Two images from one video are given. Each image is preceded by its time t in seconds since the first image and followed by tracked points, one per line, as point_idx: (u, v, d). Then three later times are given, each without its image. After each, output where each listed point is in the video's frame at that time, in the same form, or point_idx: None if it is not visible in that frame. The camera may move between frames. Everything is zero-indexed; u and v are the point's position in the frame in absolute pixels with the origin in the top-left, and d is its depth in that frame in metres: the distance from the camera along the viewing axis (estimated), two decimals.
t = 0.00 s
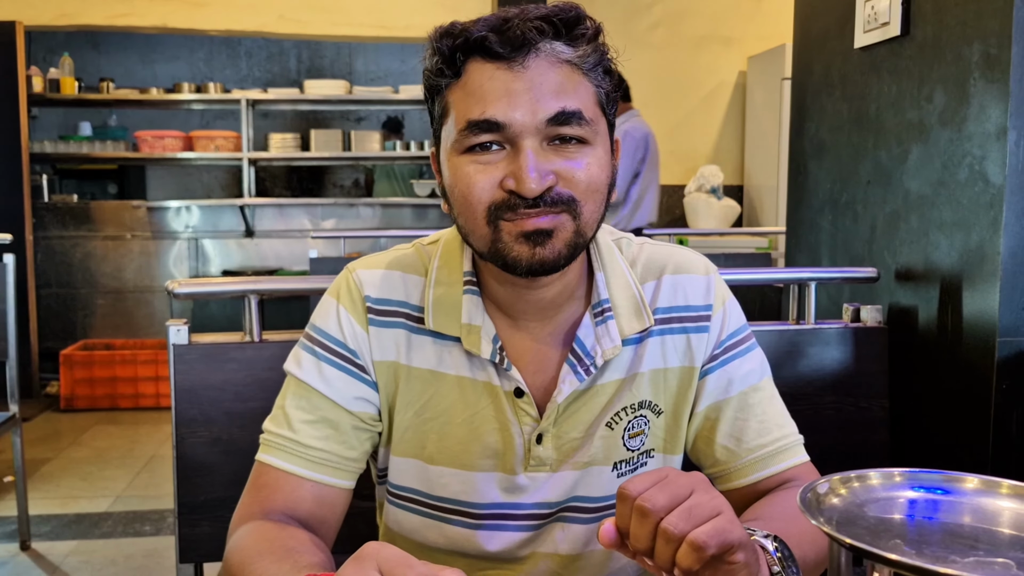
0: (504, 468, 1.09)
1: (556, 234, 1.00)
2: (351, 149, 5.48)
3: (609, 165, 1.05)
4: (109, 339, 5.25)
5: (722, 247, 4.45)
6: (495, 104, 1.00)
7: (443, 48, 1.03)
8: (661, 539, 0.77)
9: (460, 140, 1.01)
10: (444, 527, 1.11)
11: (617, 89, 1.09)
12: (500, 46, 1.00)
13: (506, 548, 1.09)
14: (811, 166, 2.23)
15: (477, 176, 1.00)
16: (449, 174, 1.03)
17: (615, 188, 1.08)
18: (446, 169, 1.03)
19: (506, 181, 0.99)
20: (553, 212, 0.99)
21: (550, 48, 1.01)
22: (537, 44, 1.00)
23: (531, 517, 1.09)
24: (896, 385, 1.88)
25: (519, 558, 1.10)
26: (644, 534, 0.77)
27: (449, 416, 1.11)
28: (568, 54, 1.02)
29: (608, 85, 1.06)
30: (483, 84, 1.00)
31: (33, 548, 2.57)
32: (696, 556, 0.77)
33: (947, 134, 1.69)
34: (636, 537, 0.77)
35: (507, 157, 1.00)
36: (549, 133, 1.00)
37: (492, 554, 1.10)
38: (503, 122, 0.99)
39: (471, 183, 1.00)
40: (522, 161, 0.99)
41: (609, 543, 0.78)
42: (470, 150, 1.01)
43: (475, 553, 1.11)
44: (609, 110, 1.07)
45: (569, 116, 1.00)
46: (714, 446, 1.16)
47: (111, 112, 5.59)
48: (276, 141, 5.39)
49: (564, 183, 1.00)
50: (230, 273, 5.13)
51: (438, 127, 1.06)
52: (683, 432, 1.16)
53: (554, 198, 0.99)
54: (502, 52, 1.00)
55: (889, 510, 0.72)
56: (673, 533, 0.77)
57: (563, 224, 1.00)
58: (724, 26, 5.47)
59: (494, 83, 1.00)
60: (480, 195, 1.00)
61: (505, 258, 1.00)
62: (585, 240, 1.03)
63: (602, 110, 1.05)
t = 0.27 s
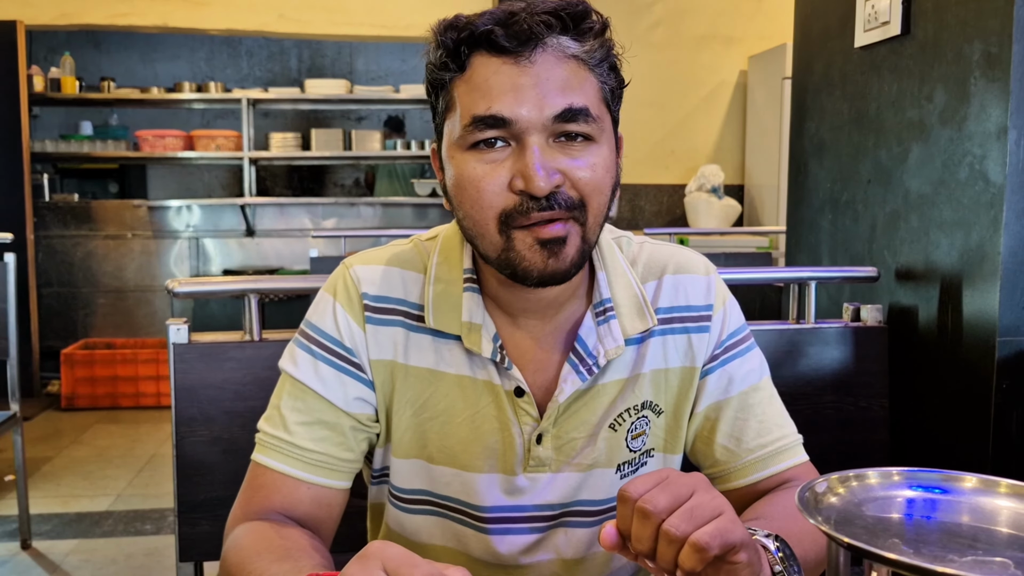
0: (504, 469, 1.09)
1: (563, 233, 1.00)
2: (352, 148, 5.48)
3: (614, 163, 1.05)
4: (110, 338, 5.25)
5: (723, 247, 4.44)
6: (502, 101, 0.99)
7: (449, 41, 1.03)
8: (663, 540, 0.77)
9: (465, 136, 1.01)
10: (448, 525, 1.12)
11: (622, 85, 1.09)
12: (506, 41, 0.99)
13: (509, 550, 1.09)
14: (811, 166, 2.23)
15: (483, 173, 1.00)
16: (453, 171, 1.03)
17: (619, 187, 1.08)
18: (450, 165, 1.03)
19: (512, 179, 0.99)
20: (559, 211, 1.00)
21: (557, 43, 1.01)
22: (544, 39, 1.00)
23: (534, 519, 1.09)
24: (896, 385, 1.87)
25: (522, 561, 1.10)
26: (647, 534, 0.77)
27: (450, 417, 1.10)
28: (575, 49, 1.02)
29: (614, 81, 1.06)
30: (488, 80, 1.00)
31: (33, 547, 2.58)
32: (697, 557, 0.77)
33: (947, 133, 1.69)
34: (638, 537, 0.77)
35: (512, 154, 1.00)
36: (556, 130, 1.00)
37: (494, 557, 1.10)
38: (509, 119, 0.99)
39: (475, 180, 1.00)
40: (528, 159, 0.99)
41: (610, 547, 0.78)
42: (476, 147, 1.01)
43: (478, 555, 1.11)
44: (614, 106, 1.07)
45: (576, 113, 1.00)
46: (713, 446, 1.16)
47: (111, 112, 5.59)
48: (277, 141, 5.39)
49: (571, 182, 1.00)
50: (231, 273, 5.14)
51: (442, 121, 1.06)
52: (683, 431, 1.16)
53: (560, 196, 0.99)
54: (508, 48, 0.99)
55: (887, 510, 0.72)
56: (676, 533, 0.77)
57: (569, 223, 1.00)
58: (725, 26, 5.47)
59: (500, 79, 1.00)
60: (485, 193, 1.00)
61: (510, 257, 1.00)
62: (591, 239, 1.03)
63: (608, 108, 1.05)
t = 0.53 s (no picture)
0: (508, 468, 1.09)
1: (575, 232, 1.00)
2: (352, 148, 5.48)
3: (612, 157, 1.05)
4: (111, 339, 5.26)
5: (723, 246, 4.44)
6: (497, 112, 0.99)
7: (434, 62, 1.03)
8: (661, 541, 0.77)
9: (467, 153, 1.01)
10: (452, 527, 1.12)
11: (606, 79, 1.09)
12: (492, 52, 0.99)
13: (513, 549, 1.10)
14: (812, 164, 2.23)
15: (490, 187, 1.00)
16: (459, 189, 1.02)
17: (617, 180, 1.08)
18: (454, 184, 1.03)
19: (521, 188, 0.99)
20: (570, 212, 1.00)
21: (542, 47, 1.01)
22: (528, 44, 1.00)
23: (538, 519, 1.09)
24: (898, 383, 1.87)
25: (527, 560, 1.10)
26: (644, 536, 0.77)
27: (454, 417, 1.10)
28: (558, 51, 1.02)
29: (598, 77, 1.07)
30: (480, 94, 1.00)
31: (36, 548, 2.58)
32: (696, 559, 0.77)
33: (948, 131, 1.69)
34: (636, 539, 0.77)
35: (516, 164, 1.00)
36: (556, 134, 1.00)
37: (499, 557, 1.10)
38: (508, 130, 0.99)
39: (483, 195, 1.00)
40: (533, 167, 0.98)
41: (609, 547, 0.78)
42: (478, 162, 1.00)
43: (483, 554, 1.11)
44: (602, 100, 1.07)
45: (572, 114, 1.00)
46: (714, 444, 1.16)
47: (112, 113, 5.60)
48: (277, 141, 5.40)
49: (577, 182, 1.00)
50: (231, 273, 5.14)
51: (438, 142, 1.06)
52: (686, 429, 1.16)
53: (569, 198, 0.99)
54: (495, 58, 0.99)
55: (889, 508, 0.72)
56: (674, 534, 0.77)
57: (579, 222, 1.01)
58: (725, 24, 5.46)
59: (491, 91, 0.99)
60: (494, 206, 1.00)
61: (529, 266, 1.00)
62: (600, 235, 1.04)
63: (598, 103, 1.05)
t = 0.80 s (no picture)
0: (504, 464, 1.09)
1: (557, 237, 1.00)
2: (353, 147, 5.47)
3: (598, 160, 1.05)
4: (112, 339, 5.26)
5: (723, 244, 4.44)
6: (481, 117, 0.99)
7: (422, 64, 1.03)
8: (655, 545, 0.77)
9: (452, 156, 1.01)
10: (449, 523, 1.12)
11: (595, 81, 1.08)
12: (476, 57, 0.99)
13: (510, 544, 1.10)
14: (811, 162, 2.23)
15: (474, 190, 1.00)
16: (445, 190, 1.03)
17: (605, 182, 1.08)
18: (441, 185, 1.04)
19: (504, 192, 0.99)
20: (551, 216, 1.00)
21: (528, 53, 1.00)
22: (512, 50, 1.00)
23: (534, 514, 1.09)
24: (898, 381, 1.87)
25: (524, 555, 1.10)
26: (639, 540, 0.77)
27: (450, 413, 1.11)
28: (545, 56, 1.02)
29: (587, 80, 1.06)
30: (465, 98, 1.00)
31: (38, 548, 2.59)
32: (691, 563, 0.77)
33: (948, 127, 1.68)
34: (630, 543, 0.77)
35: (500, 168, 1.00)
36: (539, 139, 1.00)
37: (496, 552, 1.11)
38: (492, 135, 0.99)
39: (468, 198, 1.01)
40: (516, 171, 0.99)
41: (605, 551, 0.79)
42: (463, 165, 1.01)
43: (480, 549, 1.11)
44: (590, 103, 1.06)
45: (556, 119, 1.00)
46: (713, 441, 1.16)
47: (112, 113, 5.60)
48: (277, 141, 5.40)
49: (559, 187, 1.00)
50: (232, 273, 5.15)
51: (427, 142, 1.06)
52: (683, 426, 1.16)
53: (551, 202, 0.99)
54: (479, 64, 0.99)
55: (889, 504, 0.72)
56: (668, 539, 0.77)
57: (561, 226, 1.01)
58: (724, 22, 5.46)
59: (475, 95, 0.99)
60: (478, 209, 1.01)
61: (512, 268, 1.01)
62: (584, 237, 1.04)
63: (585, 107, 1.04)
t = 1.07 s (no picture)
0: (501, 456, 1.09)
1: (557, 233, 1.01)
2: (354, 142, 5.46)
3: (609, 164, 1.05)
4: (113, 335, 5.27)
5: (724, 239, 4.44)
6: (499, 102, 1.00)
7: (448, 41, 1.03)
8: (658, 535, 0.78)
9: (464, 136, 1.02)
10: (445, 513, 1.13)
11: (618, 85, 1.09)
12: (504, 44, 0.99)
13: (506, 536, 1.11)
14: (813, 156, 2.23)
15: (480, 174, 1.01)
16: (453, 169, 1.03)
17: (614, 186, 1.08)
18: (449, 163, 1.04)
19: (510, 179, 1.00)
20: (554, 212, 1.00)
21: (555, 46, 1.01)
22: (541, 42, 1.00)
23: (530, 506, 1.10)
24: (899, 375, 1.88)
25: (520, 546, 1.11)
26: (643, 531, 0.77)
27: (448, 405, 1.11)
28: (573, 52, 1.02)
29: (610, 82, 1.06)
30: (486, 82, 1.00)
31: (41, 543, 2.59)
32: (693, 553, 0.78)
33: (949, 121, 1.69)
34: (634, 533, 0.78)
35: (510, 155, 1.01)
36: (553, 132, 1.00)
37: (492, 543, 1.12)
38: (506, 122, 0.99)
39: (474, 180, 1.01)
40: (524, 161, 0.99)
41: (608, 541, 0.79)
42: (474, 147, 1.01)
43: (476, 540, 1.12)
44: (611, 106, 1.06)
45: (573, 116, 1.00)
46: (713, 435, 1.17)
47: (113, 109, 5.60)
48: (278, 136, 5.39)
49: (565, 183, 1.01)
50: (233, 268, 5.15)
51: (442, 118, 1.06)
52: (682, 420, 1.16)
53: (555, 197, 1.00)
54: (506, 51, 0.99)
55: (889, 495, 0.72)
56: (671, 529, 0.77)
57: (563, 223, 1.01)
58: (725, 16, 5.45)
59: (498, 80, 1.00)
60: (483, 193, 1.01)
61: (509, 256, 1.02)
62: (586, 236, 1.04)
63: (604, 109, 1.05)
